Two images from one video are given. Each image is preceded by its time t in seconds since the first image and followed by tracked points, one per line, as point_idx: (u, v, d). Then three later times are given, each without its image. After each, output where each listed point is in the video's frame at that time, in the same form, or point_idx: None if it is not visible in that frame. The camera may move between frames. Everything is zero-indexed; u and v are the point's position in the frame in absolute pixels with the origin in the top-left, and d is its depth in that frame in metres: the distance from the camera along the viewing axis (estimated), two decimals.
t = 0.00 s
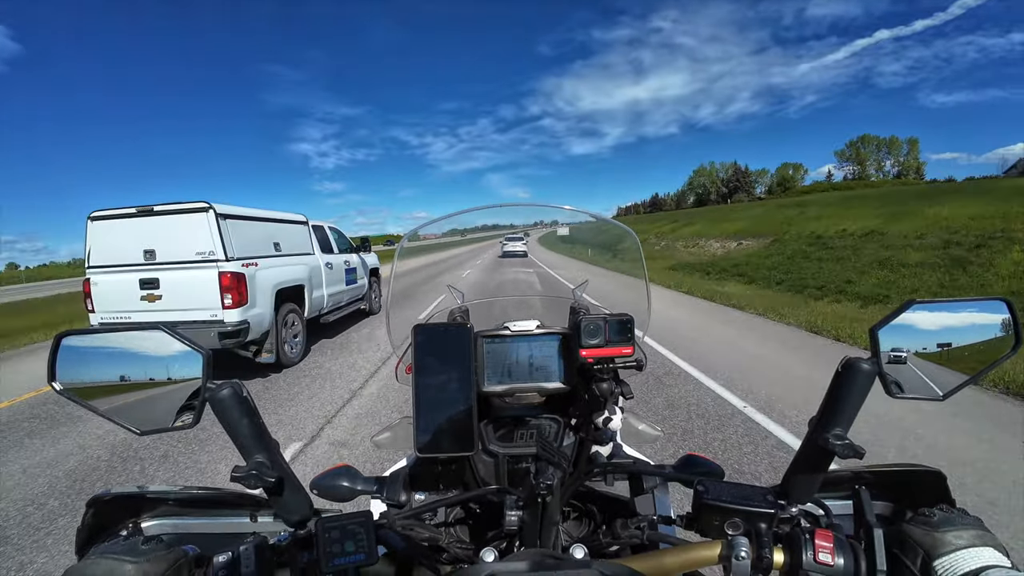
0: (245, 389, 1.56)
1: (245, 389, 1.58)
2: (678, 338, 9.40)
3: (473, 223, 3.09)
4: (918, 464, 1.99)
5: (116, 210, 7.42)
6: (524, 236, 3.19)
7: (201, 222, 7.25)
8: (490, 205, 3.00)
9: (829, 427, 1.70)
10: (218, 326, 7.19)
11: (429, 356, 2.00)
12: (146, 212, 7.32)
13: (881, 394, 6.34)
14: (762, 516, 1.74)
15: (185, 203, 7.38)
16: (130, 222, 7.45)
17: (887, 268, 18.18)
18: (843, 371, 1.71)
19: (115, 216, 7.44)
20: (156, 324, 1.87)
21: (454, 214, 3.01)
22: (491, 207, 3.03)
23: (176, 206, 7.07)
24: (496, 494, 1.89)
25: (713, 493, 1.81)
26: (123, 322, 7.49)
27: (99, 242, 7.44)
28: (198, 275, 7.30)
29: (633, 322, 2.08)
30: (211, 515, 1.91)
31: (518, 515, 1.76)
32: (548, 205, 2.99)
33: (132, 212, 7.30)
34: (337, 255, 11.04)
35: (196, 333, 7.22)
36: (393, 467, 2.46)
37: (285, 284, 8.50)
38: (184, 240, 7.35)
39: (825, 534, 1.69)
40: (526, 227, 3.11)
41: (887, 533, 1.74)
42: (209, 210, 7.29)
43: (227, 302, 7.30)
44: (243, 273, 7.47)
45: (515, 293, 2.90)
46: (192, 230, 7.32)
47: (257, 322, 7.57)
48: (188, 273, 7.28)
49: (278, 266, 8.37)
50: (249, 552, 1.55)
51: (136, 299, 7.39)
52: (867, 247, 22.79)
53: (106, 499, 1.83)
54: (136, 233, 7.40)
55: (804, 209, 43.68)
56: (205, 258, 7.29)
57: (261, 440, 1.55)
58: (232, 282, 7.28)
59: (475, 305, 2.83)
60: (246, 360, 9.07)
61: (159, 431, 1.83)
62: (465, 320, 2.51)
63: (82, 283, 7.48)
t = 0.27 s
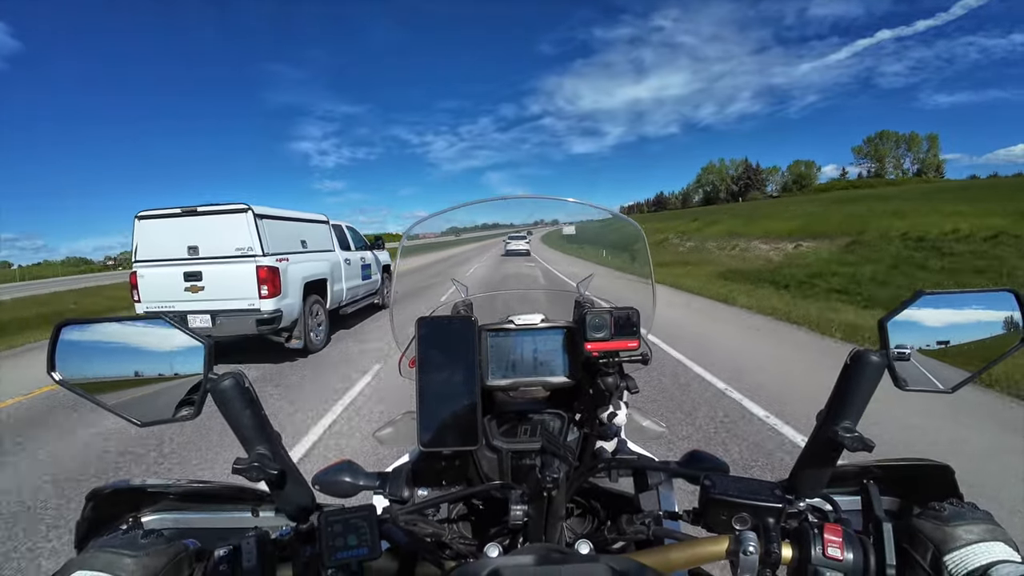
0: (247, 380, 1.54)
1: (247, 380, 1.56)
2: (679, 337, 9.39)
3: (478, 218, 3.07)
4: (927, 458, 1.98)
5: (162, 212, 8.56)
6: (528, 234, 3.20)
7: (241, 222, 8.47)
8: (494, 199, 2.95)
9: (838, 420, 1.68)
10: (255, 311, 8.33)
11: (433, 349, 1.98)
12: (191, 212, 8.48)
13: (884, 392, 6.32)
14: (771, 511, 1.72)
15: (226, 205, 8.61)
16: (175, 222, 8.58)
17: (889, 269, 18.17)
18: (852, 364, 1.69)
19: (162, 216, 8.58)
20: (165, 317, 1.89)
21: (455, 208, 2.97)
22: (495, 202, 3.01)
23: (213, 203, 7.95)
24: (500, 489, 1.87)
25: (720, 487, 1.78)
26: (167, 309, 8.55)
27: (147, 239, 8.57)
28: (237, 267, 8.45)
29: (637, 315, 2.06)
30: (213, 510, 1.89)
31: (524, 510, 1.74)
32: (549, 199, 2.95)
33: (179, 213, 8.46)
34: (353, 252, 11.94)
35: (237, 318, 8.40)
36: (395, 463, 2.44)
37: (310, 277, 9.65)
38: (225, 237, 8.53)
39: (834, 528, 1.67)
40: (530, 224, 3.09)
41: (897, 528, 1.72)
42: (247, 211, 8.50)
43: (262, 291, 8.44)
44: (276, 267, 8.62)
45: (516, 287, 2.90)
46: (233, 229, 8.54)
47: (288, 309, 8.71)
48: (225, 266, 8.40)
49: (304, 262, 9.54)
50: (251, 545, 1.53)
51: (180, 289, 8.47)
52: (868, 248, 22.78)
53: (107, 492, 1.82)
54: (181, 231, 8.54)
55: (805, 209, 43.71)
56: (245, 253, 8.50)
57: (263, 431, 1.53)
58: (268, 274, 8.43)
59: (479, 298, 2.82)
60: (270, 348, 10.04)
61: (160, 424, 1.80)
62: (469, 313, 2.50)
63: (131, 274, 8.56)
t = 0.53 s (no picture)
0: (248, 380, 1.56)
1: (249, 379, 1.57)
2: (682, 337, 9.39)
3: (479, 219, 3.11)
4: (925, 467, 1.98)
5: (202, 212, 9.35)
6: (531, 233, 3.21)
7: (274, 222, 9.21)
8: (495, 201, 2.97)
9: (834, 427, 1.69)
10: (285, 304, 9.07)
11: (433, 350, 1.99)
12: (228, 213, 9.25)
13: (886, 394, 6.32)
14: (766, 516, 1.73)
15: (260, 207, 9.38)
16: (213, 221, 9.36)
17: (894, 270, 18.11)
18: (850, 371, 1.70)
19: (202, 216, 9.38)
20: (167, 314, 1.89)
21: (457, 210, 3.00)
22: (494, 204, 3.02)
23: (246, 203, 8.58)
24: (497, 491, 1.89)
25: (717, 492, 1.80)
26: (204, 301, 9.29)
27: (186, 238, 9.35)
28: (270, 263, 9.20)
29: (636, 318, 2.07)
30: (213, 507, 1.90)
31: (521, 511, 1.75)
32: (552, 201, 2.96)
33: (217, 213, 9.24)
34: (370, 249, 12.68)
35: (268, 309, 9.14)
36: (395, 462, 2.46)
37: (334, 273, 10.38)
38: (259, 236, 9.29)
39: (829, 536, 1.68)
40: (533, 224, 3.12)
41: (891, 536, 1.72)
42: (279, 212, 9.24)
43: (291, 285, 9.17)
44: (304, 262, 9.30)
45: (518, 289, 2.90)
46: (266, 228, 9.31)
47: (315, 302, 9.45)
48: (259, 262, 9.16)
49: (327, 258, 10.22)
50: (251, 544, 1.55)
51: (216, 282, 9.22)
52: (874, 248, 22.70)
53: (109, 489, 1.83)
54: (218, 229, 9.32)
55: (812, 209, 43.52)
56: (277, 250, 9.25)
57: (264, 431, 1.55)
58: (298, 269, 9.18)
59: (480, 300, 2.83)
60: (294, 340, 10.74)
61: (159, 423, 1.81)
62: (470, 315, 2.51)
63: (171, 269, 9.32)
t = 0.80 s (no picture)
0: (251, 374, 1.56)
1: (251, 374, 1.58)
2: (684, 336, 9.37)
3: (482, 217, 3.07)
4: (926, 470, 1.97)
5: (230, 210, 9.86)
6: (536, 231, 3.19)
7: (300, 220, 9.75)
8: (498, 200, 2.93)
9: (836, 429, 1.69)
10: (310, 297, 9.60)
11: (435, 347, 1.99)
12: (254, 211, 9.75)
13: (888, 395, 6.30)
14: (766, 518, 1.73)
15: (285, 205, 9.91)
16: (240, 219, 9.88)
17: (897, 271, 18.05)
18: (852, 374, 1.70)
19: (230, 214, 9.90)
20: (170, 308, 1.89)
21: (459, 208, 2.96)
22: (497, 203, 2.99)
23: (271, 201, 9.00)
24: (497, 488, 1.89)
25: (717, 493, 1.80)
26: (232, 294, 9.80)
27: (214, 234, 9.82)
28: (294, 259, 9.72)
29: (639, 318, 2.06)
30: (213, 501, 1.91)
31: (522, 509, 1.76)
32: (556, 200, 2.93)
33: (245, 211, 9.74)
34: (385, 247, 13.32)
35: (294, 303, 9.67)
36: (396, 459, 2.47)
37: (353, 268, 10.88)
38: (284, 233, 9.81)
39: (829, 538, 1.68)
40: (537, 222, 3.09)
41: (892, 539, 1.72)
42: (305, 211, 9.77)
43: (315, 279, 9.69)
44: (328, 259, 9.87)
45: (521, 288, 2.90)
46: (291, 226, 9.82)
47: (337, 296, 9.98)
48: (286, 258, 9.70)
49: (348, 254, 10.82)
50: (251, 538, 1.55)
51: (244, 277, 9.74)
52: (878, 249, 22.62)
53: (109, 482, 1.84)
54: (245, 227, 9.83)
55: (817, 210, 43.35)
56: (301, 247, 9.76)
57: (265, 426, 1.55)
58: (323, 265, 9.72)
59: (483, 298, 2.82)
60: (315, 331, 11.28)
61: (161, 417, 1.82)
62: (472, 313, 2.50)
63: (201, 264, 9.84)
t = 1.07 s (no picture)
0: (256, 355, 1.55)
1: (256, 355, 1.57)
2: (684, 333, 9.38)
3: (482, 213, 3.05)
4: (931, 462, 1.95)
5: (257, 210, 11.08)
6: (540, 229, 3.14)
7: (321, 219, 10.92)
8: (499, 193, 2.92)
9: (842, 418, 1.68)
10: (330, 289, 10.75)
11: (440, 334, 1.99)
12: (280, 212, 10.95)
13: (888, 392, 6.30)
14: (771, 507, 1.72)
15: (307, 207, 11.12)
16: (266, 218, 11.10)
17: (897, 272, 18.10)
18: (859, 363, 1.69)
19: (257, 214, 11.11)
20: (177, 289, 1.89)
21: (457, 200, 2.95)
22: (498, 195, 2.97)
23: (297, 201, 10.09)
24: (501, 475, 1.88)
25: (722, 482, 1.78)
26: (257, 287, 10.96)
27: (243, 233, 11.06)
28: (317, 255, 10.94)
29: (644, 309, 2.06)
30: (215, 485, 1.90)
31: (525, 496, 1.75)
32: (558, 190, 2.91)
33: (272, 211, 10.97)
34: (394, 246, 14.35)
35: (315, 294, 10.86)
36: (399, 449, 2.46)
37: (368, 265, 12.12)
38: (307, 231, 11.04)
39: (835, 526, 1.67)
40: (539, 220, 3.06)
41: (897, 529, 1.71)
42: (325, 211, 10.95)
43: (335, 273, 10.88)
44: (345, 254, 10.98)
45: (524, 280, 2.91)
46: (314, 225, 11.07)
47: (354, 289, 11.16)
48: (308, 253, 10.88)
49: (363, 251, 11.97)
50: (254, 519, 1.54)
51: (268, 271, 10.92)
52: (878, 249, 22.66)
53: (110, 463, 1.83)
54: (271, 225, 11.02)
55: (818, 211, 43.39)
56: (323, 244, 10.97)
57: (270, 406, 1.54)
58: (341, 260, 10.89)
59: (487, 288, 2.82)
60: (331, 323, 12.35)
61: (167, 396, 1.81)
62: (477, 301, 2.50)
63: (229, 259, 10.99)
